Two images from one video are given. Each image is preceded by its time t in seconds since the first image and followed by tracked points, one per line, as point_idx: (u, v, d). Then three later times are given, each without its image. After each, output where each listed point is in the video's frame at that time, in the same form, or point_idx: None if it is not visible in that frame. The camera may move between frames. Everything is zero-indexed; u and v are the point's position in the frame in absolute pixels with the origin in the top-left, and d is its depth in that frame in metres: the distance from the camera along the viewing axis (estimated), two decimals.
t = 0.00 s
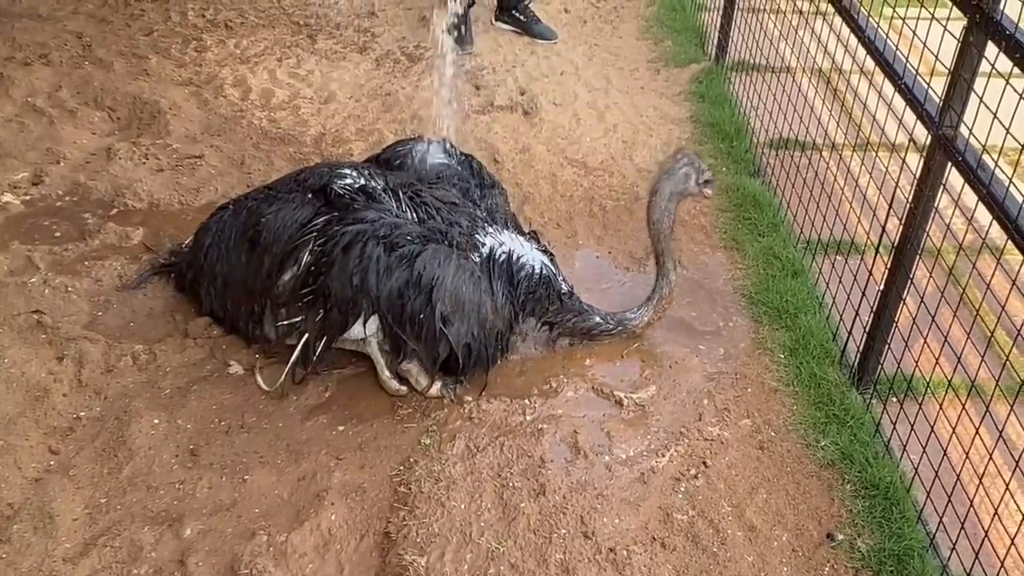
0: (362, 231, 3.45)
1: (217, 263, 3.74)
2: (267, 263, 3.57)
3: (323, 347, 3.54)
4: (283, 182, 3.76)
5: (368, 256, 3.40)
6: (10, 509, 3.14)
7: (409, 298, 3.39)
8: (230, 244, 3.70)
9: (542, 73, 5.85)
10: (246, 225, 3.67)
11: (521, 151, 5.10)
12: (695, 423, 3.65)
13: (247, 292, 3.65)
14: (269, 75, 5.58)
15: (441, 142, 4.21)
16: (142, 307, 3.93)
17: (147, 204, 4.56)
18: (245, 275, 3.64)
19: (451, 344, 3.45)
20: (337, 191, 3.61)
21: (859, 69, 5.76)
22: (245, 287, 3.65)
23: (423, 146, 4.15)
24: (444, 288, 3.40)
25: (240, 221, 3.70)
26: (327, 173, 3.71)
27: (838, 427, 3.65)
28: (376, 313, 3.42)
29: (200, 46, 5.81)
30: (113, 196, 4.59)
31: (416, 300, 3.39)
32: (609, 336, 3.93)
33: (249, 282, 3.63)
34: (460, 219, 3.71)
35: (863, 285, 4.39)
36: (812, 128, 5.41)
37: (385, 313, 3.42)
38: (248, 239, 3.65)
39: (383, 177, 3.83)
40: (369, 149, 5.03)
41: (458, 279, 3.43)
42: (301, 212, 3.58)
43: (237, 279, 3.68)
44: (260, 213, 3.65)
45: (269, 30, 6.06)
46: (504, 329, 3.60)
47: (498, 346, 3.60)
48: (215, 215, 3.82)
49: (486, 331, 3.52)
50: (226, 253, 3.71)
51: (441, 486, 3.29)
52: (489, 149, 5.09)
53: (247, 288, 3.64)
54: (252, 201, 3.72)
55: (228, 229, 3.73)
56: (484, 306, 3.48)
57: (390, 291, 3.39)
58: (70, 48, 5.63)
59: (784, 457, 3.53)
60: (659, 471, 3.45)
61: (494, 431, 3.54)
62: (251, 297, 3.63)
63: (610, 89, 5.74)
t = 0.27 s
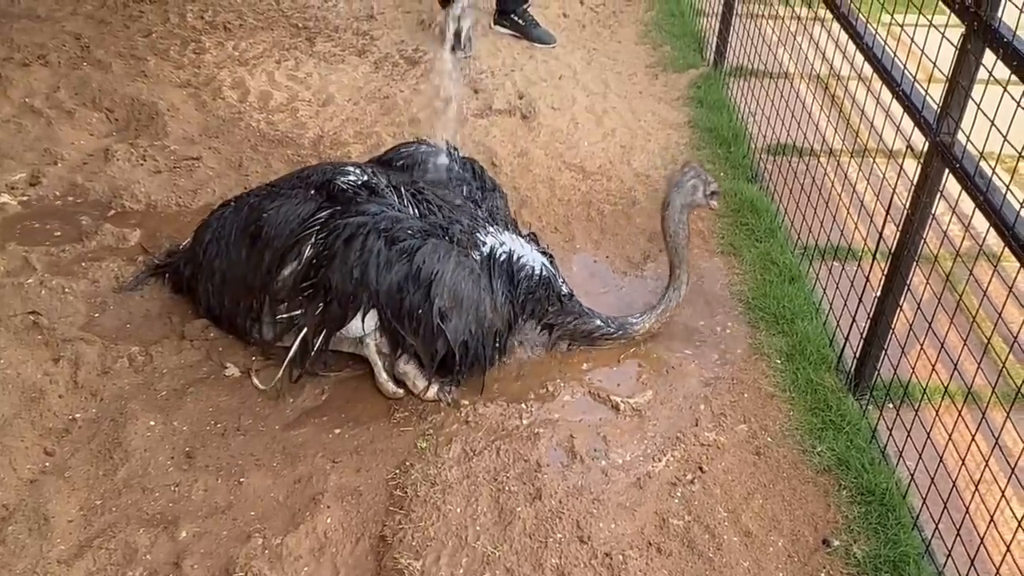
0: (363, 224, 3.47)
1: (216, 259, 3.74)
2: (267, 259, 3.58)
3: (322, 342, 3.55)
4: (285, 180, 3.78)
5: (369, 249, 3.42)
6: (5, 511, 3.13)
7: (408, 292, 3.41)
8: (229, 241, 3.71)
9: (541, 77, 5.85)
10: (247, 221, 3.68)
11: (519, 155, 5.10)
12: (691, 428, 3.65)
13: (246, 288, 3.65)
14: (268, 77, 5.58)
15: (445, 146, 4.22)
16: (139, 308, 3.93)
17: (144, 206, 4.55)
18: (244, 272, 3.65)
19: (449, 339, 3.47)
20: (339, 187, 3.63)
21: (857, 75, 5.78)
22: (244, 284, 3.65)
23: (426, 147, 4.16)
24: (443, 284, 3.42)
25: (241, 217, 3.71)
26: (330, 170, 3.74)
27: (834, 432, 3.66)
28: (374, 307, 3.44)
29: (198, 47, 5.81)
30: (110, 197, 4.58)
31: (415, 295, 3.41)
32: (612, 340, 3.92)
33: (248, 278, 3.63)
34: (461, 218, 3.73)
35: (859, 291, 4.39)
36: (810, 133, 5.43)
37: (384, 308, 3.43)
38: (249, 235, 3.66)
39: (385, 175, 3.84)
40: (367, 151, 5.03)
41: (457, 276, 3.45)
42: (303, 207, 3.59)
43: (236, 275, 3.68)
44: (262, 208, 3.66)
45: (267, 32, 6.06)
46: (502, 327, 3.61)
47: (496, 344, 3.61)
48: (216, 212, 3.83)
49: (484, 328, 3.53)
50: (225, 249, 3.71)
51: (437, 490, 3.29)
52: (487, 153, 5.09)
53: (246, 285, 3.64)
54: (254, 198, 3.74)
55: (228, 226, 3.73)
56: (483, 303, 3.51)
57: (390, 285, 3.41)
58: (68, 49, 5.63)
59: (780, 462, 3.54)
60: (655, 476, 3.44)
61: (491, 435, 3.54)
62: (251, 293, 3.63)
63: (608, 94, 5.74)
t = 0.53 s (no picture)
0: (365, 219, 3.46)
1: (216, 255, 3.73)
2: (267, 256, 3.58)
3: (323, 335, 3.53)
4: (288, 178, 3.78)
5: (369, 244, 3.41)
6: None
7: (407, 287, 3.39)
8: (230, 237, 3.70)
9: (540, 80, 5.85)
10: (248, 218, 3.68)
11: (517, 157, 5.10)
12: (688, 431, 3.65)
13: (246, 285, 3.65)
14: (267, 78, 5.58)
15: (448, 148, 4.23)
16: (136, 309, 3.92)
17: (142, 206, 4.55)
18: (245, 268, 3.65)
19: (447, 337, 3.44)
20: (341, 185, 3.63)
21: (857, 80, 5.79)
22: (244, 281, 3.65)
23: (429, 149, 4.16)
24: (442, 279, 3.40)
25: (242, 213, 3.70)
26: (332, 169, 3.76)
27: (832, 437, 3.65)
28: (373, 303, 3.42)
29: (198, 48, 5.80)
30: (108, 197, 4.58)
31: (414, 291, 3.39)
32: (612, 345, 3.92)
33: (248, 275, 3.64)
34: (461, 217, 3.72)
35: (858, 295, 4.40)
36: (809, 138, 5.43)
37: (383, 304, 3.42)
38: (250, 231, 3.65)
39: (387, 174, 3.84)
40: (366, 153, 5.03)
41: (456, 272, 3.43)
42: (305, 204, 3.59)
43: (235, 272, 3.68)
44: (264, 205, 3.66)
45: (267, 33, 6.05)
46: (500, 327, 3.60)
47: (494, 343, 3.60)
48: (218, 209, 3.83)
49: (482, 327, 3.51)
50: (225, 246, 3.71)
51: (434, 492, 3.28)
52: (486, 155, 5.09)
53: (246, 281, 3.65)
54: (255, 195, 3.73)
55: (228, 222, 3.72)
56: (482, 301, 3.49)
57: (389, 281, 3.39)
58: (67, 49, 5.62)
59: (778, 466, 3.53)
60: (651, 479, 3.44)
61: (488, 437, 3.53)
62: (250, 290, 3.64)
63: (607, 97, 5.74)
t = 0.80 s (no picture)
0: (366, 220, 3.47)
1: (216, 257, 3.75)
2: (269, 256, 3.59)
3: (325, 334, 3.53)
4: (290, 180, 3.78)
5: (371, 245, 3.41)
6: None
7: (408, 288, 3.40)
8: (232, 238, 3.71)
9: (541, 83, 5.85)
10: (250, 219, 3.68)
11: (518, 160, 5.10)
12: (688, 435, 3.64)
13: (248, 286, 3.66)
14: (268, 80, 5.58)
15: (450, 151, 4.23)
16: (136, 310, 3.92)
17: (142, 207, 4.55)
18: (246, 269, 3.66)
19: (447, 337, 3.45)
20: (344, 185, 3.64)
21: (858, 85, 5.79)
22: (245, 281, 3.66)
23: (431, 151, 4.16)
24: (442, 280, 3.40)
25: (245, 214, 3.71)
26: (335, 171, 3.76)
27: (831, 441, 3.65)
28: (374, 303, 3.43)
29: (199, 49, 5.80)
30: (109, 198, 4.57)
31: (414, 291, 3.40)
32: (613, 348, 3.93)
33: (249, 275, 3.65)
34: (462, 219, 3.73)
35: (858, 300, 4.39)
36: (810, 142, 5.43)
37: (384, 304, 3.42)
38: (252, 232, 3.66)
39: (389, 176, 3.85)
40: (367, 155, 5.03)
41: (456, 273, 3.43)
42: (307, 205, 3.59)
43: (237, 273, 3.69)
44: (266, 206, 3.66)
45: (268, 35, 6.05)
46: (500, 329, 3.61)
47: (494, 345, 3.62)
48: (220, 211, 3.84)
49: (481, 328, 3.52)
50: (226, 247, 3.72)
51: (434, 495, 3.28)
52: (487, 157, 5.08)
53: (247, 282, 3.66)
54: (258, 196, 3.74)
55: (230, 223, 3.74)
56: (481, 302, 3.49)
57: (390, 282, 3.40)
58: (68, 50, 5.62)
59: (778, 471, 3.53)
60: (651, 483, 3.44)
61: (487, 441, 3.52)
62: (251, 290, 3.65)
63: (608, 100, 5.74)
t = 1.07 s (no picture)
0: (368, 222, 3.49)
1: (218, 260, 3.76)
2: (272, 259, 3.59)
3: (328, 337, 3.58)
4: (292, 183, 3.79)
5: (373, 247, 3.44)
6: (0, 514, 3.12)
7: (409, 291, 3.42)
8: (234, 241, 3.72)
9: (543, 86, 5.86)
10: (253, 222, 3.69)
11: (520, 163, 5.10)
12: (689, 438, 3.65)
13: (250, 288, 3.66)
14: (270, 82, 5.59)
15: (453, 153, 4.22)
16: (138, 312, 3.93)
17: (144, 209, 4.55)
18: (249, 272, 3.67)
19: (448, 339, 3.45)
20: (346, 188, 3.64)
21: (859, 88, 5.79)
22: (248, 284, 3.67)
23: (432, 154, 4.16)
24: (443, 282, 3.42)
25: (247, 217, 3.72)
26: (337, 173, 3.75)
27: (833, 445, 3.65)
28: (376, 305, 3.45)
29: (201, 52, 5.81)
30: (111, 200, 4.58)
31: (415, 294, 3.41)
32: (617, 349, 3.94)
33: (252, 279, 3.65)
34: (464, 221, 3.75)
35: (859, 304, 4.39)
36: (811, 146, 5.44)
37: (386, 306, 3.44)
38: (255, 235, 3.67)
39: (391, 178, 3.85)
40: (369, 158, 5.03)
41: (457, 276, 3.44)
42: (310, 208, 3.59)
43: (240, 276, 3.70)
44: (268, 210, 3.67)
45: (270, 37, 6.06)
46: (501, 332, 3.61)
47: (496, 347, 3.61)
48: (223, 214, 3.85)
49: (483, 330, 3.52)
50: (228, 250, 3.73)
51: (435, 498, 3.28)
52: (489, 160, 5.09)
53: (250, 285, 3.66)
54: (261, 199, 3.76)
55: (232, 226, 3.75)
56: (483, 304, 3.50)
57: (392, 284, 3.42)
58: (71, 52, 5.63)
59: (779, 474, 3.53)
60: (652, 487, 3.44)
61: (488, 444, 3.53)
62: (254, 293, 3.65)
63: (609, 103, 5.75)
